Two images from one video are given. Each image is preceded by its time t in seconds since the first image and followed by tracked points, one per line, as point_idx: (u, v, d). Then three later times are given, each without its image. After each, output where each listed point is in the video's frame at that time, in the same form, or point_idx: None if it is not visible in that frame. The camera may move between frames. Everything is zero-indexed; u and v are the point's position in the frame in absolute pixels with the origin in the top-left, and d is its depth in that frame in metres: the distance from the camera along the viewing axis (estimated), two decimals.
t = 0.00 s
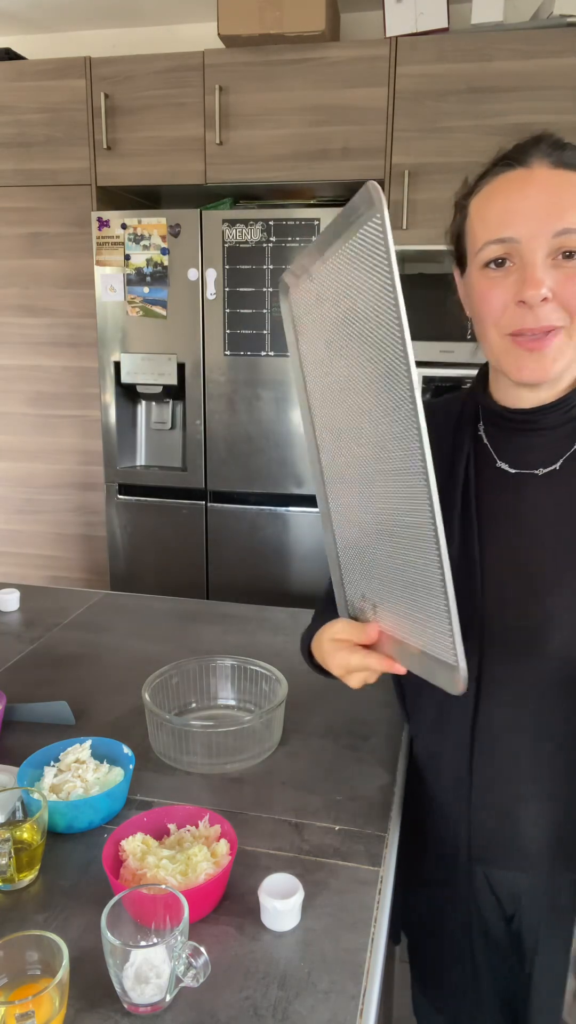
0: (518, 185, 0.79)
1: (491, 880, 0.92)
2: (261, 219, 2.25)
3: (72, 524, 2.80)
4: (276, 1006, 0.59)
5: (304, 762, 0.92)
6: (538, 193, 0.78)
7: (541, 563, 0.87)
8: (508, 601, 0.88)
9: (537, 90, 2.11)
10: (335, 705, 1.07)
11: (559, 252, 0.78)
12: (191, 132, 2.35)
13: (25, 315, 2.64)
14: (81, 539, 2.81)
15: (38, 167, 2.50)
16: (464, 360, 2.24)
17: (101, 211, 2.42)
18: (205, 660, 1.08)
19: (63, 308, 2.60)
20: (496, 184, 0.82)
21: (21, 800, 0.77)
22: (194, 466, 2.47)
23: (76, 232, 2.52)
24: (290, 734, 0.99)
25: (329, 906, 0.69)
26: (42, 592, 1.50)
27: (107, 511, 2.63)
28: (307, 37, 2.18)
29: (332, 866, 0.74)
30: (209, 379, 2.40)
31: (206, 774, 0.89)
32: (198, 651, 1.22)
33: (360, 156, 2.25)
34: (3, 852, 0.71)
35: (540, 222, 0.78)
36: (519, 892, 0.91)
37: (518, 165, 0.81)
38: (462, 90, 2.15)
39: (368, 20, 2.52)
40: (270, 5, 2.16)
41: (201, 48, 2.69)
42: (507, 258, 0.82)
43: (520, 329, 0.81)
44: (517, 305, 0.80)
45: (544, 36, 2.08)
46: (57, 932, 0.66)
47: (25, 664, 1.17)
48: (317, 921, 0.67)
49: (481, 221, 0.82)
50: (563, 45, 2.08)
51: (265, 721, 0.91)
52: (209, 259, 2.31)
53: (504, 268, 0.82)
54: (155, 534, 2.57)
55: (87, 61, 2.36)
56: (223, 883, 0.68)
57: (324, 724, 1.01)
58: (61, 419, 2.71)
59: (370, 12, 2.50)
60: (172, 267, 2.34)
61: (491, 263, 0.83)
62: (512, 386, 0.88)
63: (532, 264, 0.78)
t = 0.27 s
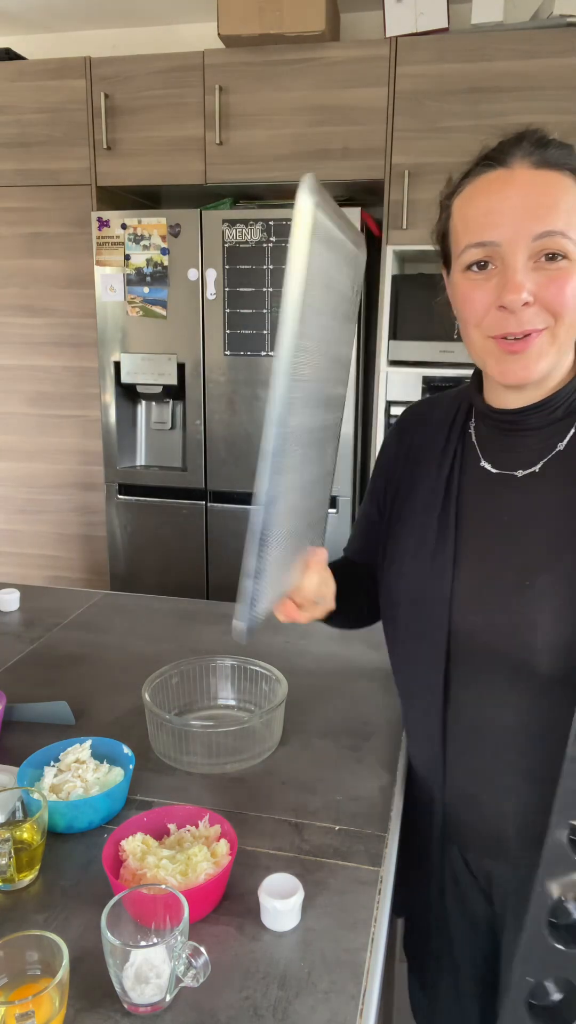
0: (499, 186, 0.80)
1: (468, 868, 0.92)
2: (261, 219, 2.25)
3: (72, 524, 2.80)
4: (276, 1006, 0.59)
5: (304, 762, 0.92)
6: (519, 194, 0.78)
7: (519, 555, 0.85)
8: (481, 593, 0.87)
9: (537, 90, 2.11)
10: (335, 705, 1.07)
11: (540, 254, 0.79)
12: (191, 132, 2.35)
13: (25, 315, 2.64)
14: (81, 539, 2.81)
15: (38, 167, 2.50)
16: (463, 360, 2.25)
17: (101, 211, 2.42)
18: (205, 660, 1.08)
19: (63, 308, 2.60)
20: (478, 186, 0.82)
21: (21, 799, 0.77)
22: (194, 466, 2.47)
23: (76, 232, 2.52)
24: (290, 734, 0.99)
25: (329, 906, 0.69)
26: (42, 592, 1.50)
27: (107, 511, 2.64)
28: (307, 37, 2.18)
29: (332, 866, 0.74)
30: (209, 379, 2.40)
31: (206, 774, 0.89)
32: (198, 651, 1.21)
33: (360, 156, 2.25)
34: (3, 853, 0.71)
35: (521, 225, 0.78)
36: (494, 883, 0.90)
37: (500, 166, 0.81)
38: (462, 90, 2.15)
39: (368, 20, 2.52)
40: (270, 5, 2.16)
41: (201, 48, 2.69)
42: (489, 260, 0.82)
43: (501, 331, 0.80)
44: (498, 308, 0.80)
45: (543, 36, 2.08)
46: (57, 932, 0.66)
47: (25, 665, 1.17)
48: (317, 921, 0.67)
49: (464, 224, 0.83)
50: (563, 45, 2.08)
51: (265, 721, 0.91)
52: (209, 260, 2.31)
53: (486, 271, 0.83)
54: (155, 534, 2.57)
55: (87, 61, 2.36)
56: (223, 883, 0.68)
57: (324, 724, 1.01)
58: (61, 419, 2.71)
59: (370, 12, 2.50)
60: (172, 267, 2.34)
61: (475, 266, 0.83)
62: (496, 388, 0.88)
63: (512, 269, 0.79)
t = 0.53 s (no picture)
0: (483, 187, 0.81)
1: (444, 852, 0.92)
2: (261, 219, 2.24)
3: (72, 524, 2.80)
4: (276, 1006, 0.59)
5: (304, 762, 0.92)
6: (503, 196, 0.80)
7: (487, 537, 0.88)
8: (452, 580, 0.89)
9: (537, 90, 2.11)
10: (334, 705, 1.07)
11: (522, 256, 0.80)
12: (191, 132, 2.35)
13: (25, 315, 2.64)
14: (81, 540, 2.81)
15: (38, 167, 2.50)
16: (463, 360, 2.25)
17: (101, 211, 2.42)
18: (205, 660, 1.08)
19: (63, 308, 2.60)
20: (462, 186, 0.83)
21: (21, 799, 0.77)
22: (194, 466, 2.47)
23: (76, 232, 2.52)
24: (290, 734, 0.99)
25: (329, 906, 0.69)
26: (42, 593, 1.50)
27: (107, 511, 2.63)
28: (307, 37, 2.18)
29: (332, 866, 0.74)
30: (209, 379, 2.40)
31: (206, 774, 0.89)
32: (198, 652, 1.21)
33: (360, 156, 2.25)
34: (3, 852, 0.71)
35: (504, 227, 0.79)
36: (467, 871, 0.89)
37: (484, 168, 0.82)
38: (462, 90, 2.15)
39: (368, 20, 2.52)
40: (269, 5, 2.16)
41: (201, 48, 2.69)
42: (472, 260, 0.83)
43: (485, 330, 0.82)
44: (480, 309, 0.82)
45: (544, 36, 2.08)
46: (57, 932, 0.66)
47: (25, 665, 1.17)
48: (317, 922, 0.67)
49: (449, 223, 0.84)
50: (563, 45, 2.08)
51: (265, 721, 0.91)
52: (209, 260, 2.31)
53: (469, 271, 0.84)
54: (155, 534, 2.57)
55: (87, 61, 2.36)
56: (223, 883, 0.68)
57: (323, 723, 1.01)
58: (61, 419, 2.70)
59: (370, 12, 2.50)
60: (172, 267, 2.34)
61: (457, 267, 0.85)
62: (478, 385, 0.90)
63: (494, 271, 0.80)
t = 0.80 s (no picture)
0: (405, 222, 0.84)
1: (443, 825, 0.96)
2: (261, 219, 2.25)
3: (72, 523, 2.80)
4: (276, 1006, 0.59)
5: (304, 762, 0.92)
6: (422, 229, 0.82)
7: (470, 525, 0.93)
8: (433, 560, 0.96)
9: (537, 90, 2.11)
10: (334, 705, 1.07)
11: (441, 283, 0.82)
12: (191, 132, 2.35)
13: (25, 315, 2.64)
14: (81, 540, 2.81)
15: (38, 167, 2.50)
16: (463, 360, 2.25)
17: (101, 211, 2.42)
18: (205, 660, 1.08)
19: (63, 308, 2.60)
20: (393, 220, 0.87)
21: (21, 799, 0.77)
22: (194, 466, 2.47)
23: (76, 232, 2.52)
24: (290, 734, 0.99)
25: (329, 906, 0.69)
26: (42, 593, 1.50)
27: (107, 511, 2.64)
28: (307, 37, 2.18)
29: (332, 866, 0.74)
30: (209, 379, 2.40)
31: (206, 774, 0.89)
32: (198, 651, 1.22)
33: (360, 156, 2.25)
34: (4, 852, 0.71)
35: (429, 255, 0.82)
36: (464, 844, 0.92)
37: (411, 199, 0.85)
38: (461, 90, 2.15)
39: (367, 21, 2.52)
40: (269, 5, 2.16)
41: (200, 48, 2.69)
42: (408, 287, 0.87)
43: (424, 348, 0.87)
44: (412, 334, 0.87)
45: (544, 36, 2.08)
46: (57, 932, 0.66)
47: (25, 665, 1.17)
48: (317, 921, 0.67)
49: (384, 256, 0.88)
50: (563, 45, 2.08)
51: (265, 721, 0.91)
52: (209, 260, 2.32)
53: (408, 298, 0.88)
54: (155, 534, 2.57)
55: (87, 61, 2.36)
56: (223, 883, 0.68)
57: (323, 723, 1.01)
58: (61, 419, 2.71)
59: (370, 12, 2.50)
60: (172, 267, 2.35)
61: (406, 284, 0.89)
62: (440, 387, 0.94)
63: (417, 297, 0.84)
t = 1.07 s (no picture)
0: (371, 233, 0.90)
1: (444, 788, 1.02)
2: (261, 219, 2.25)
3: (71, 523, 2.80)
4: (276, 1006, 0.59)
5: (304, 762, 0.92)
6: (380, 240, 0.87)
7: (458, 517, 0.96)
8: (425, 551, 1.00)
9: (537, 90, 2.11)
10: (334, 704, 1.07)
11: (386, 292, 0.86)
12: (191, 132, 2.35)
13: (25, 315, 2.64)
14: (81, 539, 2.81)
15: (38, 167, 2.50)
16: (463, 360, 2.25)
17: (101, 211, 2.42)
18: (206, 660, 1.08)
19: (63, 308, 2.60)
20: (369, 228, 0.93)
21: (21, 799, 0.77)
22: (194, 466, 2.47)
23: (76, 232, 2.52)
24: (290, 734, 0.99)
25: (329, 906, 0.69)
26: (41, 592, 1.50)
27: (107, 511, 2.64)
28: (307, 37, 2.18)
29: (332, 866, 0.74)
30: (210, 379, 2.40)
31: (206, 774, 0.89)
32: (198, 651, 1.22)
33: (361, 156, 2.25)
34: (3, 852, 0.71)
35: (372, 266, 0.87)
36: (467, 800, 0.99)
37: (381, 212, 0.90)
38: (461, 90, 2.15)
39: (367, 21, 2.52)
40: (269, 5, 2.16)
41: (201, 48, 2.69)
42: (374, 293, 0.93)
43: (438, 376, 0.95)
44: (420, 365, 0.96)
45: (544, 36, 2.08)
46: (57, 932, 0.66)
47: (25, 664, 1.17)
48: (317, 921, 0.67)
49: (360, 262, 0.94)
50: (563, 45, 2.08)
51: (265, 721, 0.91)
52: (209, 260, 2.32)
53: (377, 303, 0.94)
54: (155, 534, 2.57)
55: (87, 61, 2.36)
56: (223, 883, 0.68)
57: (323, 723, 1.01)
58: (61, 419, 2.71)
59: (370, 12, 2.50)
60: (172, 267, 2.35)
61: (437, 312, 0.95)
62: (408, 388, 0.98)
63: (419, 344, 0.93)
